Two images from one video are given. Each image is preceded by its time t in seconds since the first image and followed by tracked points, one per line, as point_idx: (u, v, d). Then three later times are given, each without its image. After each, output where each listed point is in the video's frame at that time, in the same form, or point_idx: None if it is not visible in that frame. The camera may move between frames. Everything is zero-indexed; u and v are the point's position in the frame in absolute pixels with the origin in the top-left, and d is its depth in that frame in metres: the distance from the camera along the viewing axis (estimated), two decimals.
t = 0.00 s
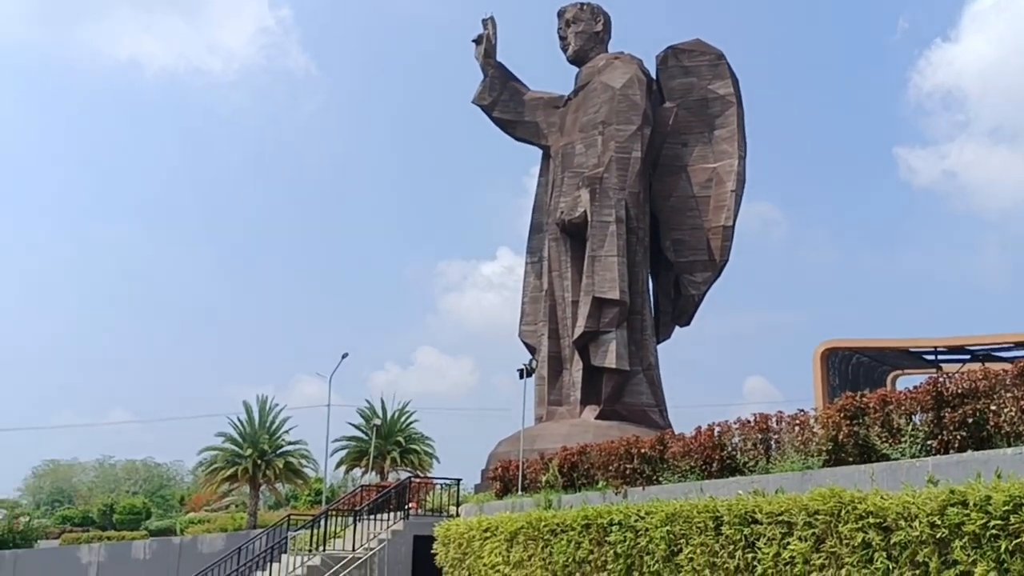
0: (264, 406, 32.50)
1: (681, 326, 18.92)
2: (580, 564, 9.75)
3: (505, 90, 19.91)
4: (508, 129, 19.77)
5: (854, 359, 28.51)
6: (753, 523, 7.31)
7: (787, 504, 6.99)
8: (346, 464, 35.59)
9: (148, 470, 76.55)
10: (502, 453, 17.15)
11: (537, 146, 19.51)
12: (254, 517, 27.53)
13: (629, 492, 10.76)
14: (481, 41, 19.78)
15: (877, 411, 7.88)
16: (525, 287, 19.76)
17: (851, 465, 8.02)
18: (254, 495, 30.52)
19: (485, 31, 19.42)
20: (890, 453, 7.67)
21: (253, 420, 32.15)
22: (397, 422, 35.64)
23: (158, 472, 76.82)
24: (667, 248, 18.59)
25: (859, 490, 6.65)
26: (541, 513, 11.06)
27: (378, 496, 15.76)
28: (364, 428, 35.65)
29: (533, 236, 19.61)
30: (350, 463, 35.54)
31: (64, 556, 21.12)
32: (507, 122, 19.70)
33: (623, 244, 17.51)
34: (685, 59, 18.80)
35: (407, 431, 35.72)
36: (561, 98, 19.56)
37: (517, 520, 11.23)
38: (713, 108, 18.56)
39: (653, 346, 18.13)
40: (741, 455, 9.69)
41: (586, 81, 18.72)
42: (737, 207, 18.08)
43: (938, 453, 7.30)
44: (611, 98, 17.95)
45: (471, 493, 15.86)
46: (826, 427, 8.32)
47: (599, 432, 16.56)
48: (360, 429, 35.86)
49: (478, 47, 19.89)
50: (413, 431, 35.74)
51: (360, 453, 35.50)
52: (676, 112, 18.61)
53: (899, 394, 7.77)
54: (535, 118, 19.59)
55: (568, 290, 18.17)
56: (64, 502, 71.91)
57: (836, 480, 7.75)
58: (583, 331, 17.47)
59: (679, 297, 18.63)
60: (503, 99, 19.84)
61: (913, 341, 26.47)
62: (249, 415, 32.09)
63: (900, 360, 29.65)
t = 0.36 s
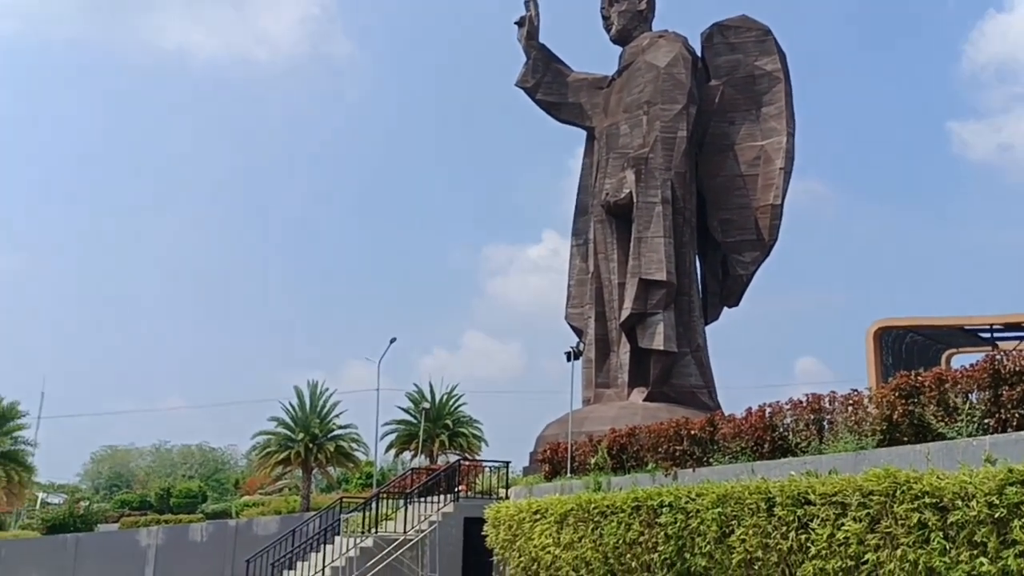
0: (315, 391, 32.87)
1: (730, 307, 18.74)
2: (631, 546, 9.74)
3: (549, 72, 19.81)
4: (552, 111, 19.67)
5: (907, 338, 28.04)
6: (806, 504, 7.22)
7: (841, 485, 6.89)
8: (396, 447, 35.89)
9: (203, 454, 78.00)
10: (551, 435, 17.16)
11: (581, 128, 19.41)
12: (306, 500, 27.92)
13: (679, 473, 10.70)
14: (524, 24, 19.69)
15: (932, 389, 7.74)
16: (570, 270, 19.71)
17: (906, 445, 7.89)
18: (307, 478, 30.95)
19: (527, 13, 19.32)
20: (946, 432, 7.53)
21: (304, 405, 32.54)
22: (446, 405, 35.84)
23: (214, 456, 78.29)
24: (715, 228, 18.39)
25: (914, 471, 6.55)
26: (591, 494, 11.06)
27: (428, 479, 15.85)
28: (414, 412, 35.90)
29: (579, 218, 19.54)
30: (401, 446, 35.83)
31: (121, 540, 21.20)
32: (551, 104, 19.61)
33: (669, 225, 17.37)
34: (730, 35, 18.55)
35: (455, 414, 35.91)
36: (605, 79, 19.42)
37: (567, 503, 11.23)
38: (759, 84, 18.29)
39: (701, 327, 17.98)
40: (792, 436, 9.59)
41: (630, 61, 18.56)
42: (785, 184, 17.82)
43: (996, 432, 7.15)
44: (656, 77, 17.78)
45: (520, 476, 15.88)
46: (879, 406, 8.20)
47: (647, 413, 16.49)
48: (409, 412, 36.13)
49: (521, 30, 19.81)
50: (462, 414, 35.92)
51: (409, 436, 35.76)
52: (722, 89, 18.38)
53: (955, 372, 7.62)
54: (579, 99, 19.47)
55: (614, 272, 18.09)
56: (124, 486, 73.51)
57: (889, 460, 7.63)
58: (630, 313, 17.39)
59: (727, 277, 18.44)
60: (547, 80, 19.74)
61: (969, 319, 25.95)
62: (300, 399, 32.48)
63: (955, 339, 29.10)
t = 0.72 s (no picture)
0: (366, 369, 33.20)
1: (781, 281, 18.53)
2: (683, 521, 9.73)
3: (593, 46, 19.62)
4: (597, 85, 19.51)
5: (963, 309, 27.49)
6: (862, 478, 7.14)
7: (897, 458, 6.80)
8: (446, 425, 36.15)
9: (258, 433, 79.37)
10: (600, 411, 17.15)
11: (627, 102, 19.24)
12: (359, 477, 28.28)
13: (731, 448, 10.63)
14: None
15: (990, 360, 7.60)
16: (618, 245, 19.61)
17: (963, 418, 7.76)
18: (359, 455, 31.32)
19: None
20: (1005, 404, 7.39)
21: (355, 383, 32.87)
22: (495, 383, 35.99)
23: (268, 434, 79.64)
24: (765, 200, 18.15)
25: (973, 443, 6.43)
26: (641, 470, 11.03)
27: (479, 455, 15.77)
28: (463, 389, 36.11)
29: (625, 193, 19.41)
30: (451, 424, 36.09)
31: (181, 517, 21.78)
32: (596, 79, 19.44)
33: (718, 199, 17.18)
34: (779, 4, 18.21)
35: (504, 391, 36.04)
36: (651, 52, 19.20)
37: (617, 478, 11.22)
38: (810, 54, 17.96)
39: (752, 302, 17.80)
40: (847, 410, 9.47)
41: (676, 33, 18.33)
42: (837, 155, 17.51)
43: None
44: (703, 49, 17.54)
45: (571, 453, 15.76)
46: (935, 378, 8.07)
47: (698, 389, 16.41)
48: (459, 390, 36.34)
49: (565, 4, 19.64)
50: (510, 391, 36.05)
51: (459, 413, 35.99)
52: (771, 59, 18.10)
53: (1015, 343, 7.47)
54: (624, 73, 19.29)
55: (662, 247, 17.96)
56: (182, 463, 75.08)
57: (947, 433, 7.50)
58: (678, 288, 17.28)
59: (777, 250, 18.21)
60: (591, 55, 19.56)
61: None
62: (352, 378, 32.83)
63: (1013, 310, 28.47)
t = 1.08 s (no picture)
0: (409, 344, 33.41)
1: (827, 250, 18.27)
2: (729, 492, 9.70)
3: (634, 15, 19.38)
4: (638, 55, 19.30)
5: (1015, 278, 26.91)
6: (911, 449, 7.04)
7: (947, 428, 6.69)
8: (489, 398, 36.30)
9: (304, 407, 80.41)
10: (643, 383, 17.10)
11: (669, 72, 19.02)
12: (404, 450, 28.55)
13: (778, 419, 10.53)
14: None
15: None
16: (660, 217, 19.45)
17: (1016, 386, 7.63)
18: (404, 428, 31.60)
19: None
20: None
21: (399, 357, 33.10)
22: (537, 356, 36.04)
23: (314, 408, 80.67)
24: (810, 168, 17.87)
25: None
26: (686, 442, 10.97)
27: (523, 428, 15.93)
28: (506, 363, 36.22)
29: (667, 164, 19.22)
30: (494, 397, 36.23)
31: (231, 489, 22.12)
32: (637, 49, 19.22)
33: (762, 168, 16.95)
34: None
35: (547, 364, 36.08)
36: (692, 19, 18.92)
37: (661, 450, 11.18)
38: (855, 18, 17.63)
39: (797, 272, 17.57)
40: (896, 380, 9.34)
41: None
42: (884, 121, 17.17)
43: None
44: (746, 15, 17.25)
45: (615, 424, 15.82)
46: (985, 346, 8.01)
47: (743, 360, 16.29)
48: (502, 363, 36.45)
49: None
50: (553, 364, 36.08)
51: (502, 386, 36.10)
52: (816, 25, 17.88)
53: None
54: (665, 42, 19.05)
55: (705, 218, 17.77)
56: (231, 437, 76.31)
57: (999, 402, 7.37)
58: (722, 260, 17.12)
59: (823, 220, 17.95)
60: (632, 24, 19.32)
61: None
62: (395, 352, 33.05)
63: None
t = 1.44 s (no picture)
0: (452, 318, 33.54)
1: (874, 220, 17.98)
2: (775, 464, 9.65)
3: None
4: (679, 24, 19.05)
5: None
6: (961, 420, 6.93)
7: (998, 399, 6.58)
8: (532, 371, 36.38)
9: (349, 381, 81.29)
10: (687, 356, 17.01)
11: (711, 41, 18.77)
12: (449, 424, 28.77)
13: (824, 391, 10.44)
14: None
15: None
16: (703, 187, 19.27)
17: None
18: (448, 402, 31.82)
19: None
20: None
21: (442, 331, 33.28)
22: (580, 329, 36.04)
23: (359, 382, 81.52)
24: (856, 137, 17.57)
25: None
26: (731, 414, 10.91)
27: (566, 401, 15.94)
28: (548, 336, 36.26)
29: (710, 135, 19.01)
30: (537, 370, 36.30)
31: (279, 462, 22.46)
32: (678, 18, 18.96)
33: (807, 137, 16.69)
34: None
35: (590, 337, 36.06)
36: None
37: (706, 423, 11.13)
38: None
39: (843, 242, 17.32)
40: (945, 350, 9.21)
41: None
42: (932, 87, 16.82)
43: None
44: None
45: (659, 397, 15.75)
46: None
47: (788, 332, 16.13)
48: (544, 337, 36.48)
49: None
50: (596, 337, 36.06)
51: (545, 359, 36.14)
52: None
53: None
54: (707, 11, 18.78)
55: (749, 189, 17.56)
56: (279, 412, 77.34)
57: None
58: (766, 231, 16.93)
59: (870, 189, 17.66)
60: None
61: None
62: (438, 326, 33.23)
63: None
